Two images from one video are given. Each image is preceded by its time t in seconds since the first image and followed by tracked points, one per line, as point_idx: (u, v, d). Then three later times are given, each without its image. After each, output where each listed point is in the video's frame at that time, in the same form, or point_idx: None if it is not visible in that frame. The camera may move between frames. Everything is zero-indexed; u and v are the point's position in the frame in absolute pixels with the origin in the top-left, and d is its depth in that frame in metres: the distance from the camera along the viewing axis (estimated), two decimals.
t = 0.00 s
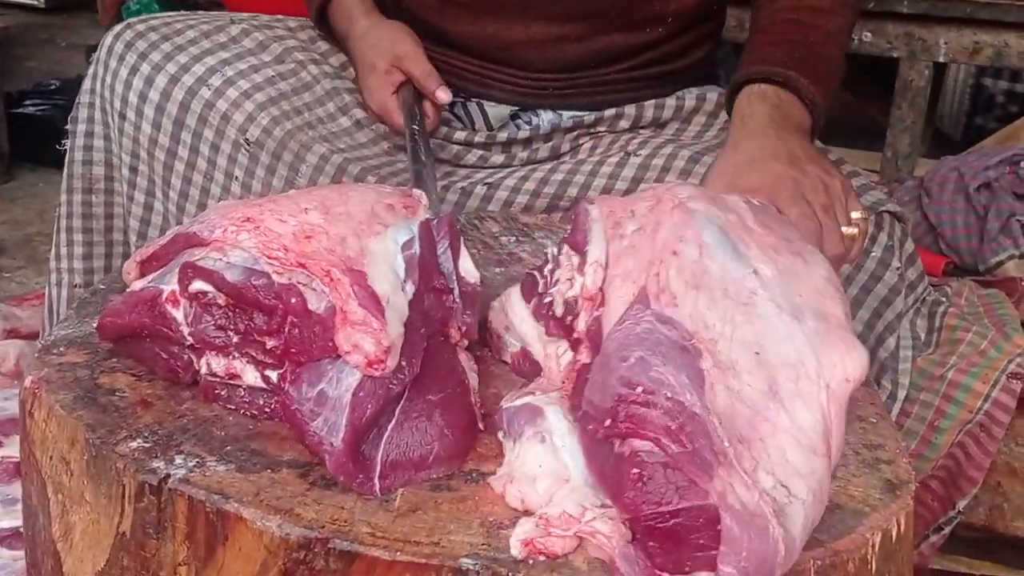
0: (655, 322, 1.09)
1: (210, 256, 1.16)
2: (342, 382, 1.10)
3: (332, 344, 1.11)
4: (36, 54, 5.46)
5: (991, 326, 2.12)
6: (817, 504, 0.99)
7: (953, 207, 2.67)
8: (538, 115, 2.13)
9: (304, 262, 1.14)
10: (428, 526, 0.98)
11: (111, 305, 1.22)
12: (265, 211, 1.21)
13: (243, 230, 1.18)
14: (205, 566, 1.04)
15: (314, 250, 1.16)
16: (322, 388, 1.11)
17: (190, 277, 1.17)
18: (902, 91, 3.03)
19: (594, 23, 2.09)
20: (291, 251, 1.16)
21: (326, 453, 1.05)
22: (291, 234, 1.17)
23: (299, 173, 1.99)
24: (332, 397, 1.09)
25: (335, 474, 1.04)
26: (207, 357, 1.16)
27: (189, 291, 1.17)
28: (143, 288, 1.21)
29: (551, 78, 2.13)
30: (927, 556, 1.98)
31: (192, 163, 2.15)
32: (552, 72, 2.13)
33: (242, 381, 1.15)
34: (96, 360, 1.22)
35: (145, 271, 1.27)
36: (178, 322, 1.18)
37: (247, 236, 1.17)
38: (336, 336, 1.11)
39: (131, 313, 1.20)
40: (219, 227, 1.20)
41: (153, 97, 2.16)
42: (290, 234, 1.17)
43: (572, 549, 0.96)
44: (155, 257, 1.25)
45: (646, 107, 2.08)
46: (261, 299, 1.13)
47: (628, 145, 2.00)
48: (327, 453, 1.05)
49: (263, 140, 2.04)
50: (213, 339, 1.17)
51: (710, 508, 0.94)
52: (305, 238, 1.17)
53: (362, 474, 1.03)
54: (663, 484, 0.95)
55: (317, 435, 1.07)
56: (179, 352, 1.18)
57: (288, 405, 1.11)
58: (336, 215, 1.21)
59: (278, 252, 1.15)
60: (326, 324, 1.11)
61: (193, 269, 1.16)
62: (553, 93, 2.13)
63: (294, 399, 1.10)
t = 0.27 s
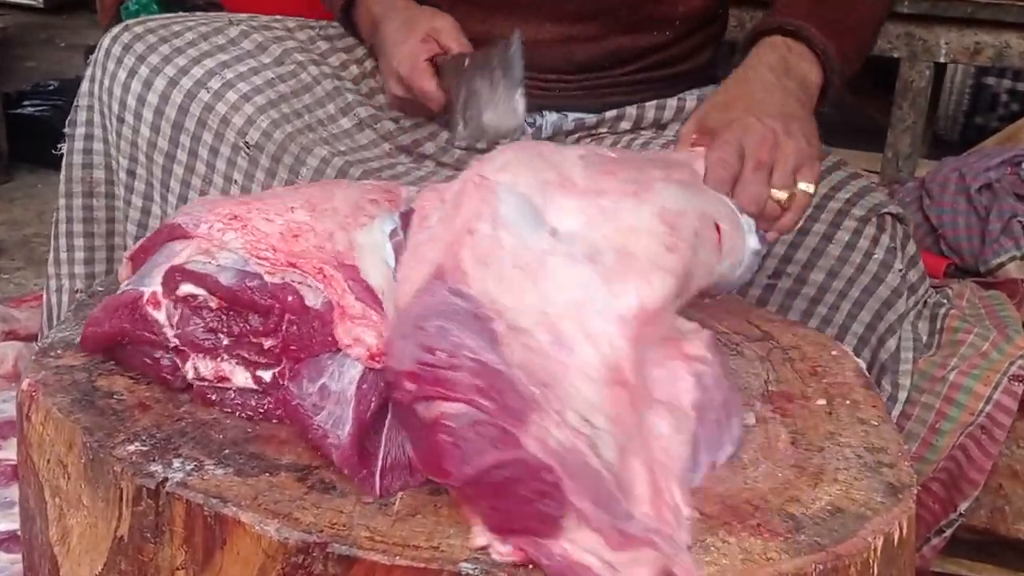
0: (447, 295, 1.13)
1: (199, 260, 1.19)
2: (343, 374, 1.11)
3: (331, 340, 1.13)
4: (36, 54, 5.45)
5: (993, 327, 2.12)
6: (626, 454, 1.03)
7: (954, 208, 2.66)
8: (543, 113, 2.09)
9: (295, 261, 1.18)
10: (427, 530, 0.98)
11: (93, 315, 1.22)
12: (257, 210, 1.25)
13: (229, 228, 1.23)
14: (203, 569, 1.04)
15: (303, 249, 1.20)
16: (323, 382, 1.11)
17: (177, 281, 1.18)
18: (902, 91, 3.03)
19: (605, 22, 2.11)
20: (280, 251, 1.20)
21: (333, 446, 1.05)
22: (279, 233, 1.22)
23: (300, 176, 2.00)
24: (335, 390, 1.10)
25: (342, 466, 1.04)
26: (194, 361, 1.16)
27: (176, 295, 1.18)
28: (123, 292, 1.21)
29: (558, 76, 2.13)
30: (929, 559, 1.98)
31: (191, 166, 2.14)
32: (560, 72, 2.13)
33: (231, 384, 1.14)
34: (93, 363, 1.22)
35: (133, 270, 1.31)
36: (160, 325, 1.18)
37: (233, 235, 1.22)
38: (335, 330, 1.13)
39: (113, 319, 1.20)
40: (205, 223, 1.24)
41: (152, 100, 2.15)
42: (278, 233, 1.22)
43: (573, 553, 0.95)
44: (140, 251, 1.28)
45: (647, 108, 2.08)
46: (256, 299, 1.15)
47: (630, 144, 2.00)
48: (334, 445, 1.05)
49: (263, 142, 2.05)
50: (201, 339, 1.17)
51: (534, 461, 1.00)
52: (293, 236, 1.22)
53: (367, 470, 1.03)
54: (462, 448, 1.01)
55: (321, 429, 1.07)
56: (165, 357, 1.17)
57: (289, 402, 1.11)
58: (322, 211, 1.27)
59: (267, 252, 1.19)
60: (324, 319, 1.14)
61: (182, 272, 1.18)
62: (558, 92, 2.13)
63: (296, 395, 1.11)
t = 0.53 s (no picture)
0: (465, 187, 1.20)
1: (228, 215, 1.23)
2: (371, 267, 1.17)
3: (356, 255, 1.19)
4: (36, 54, 5.45)
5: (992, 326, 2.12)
6: (564, 352, 1.10)
7: (953, 207, 2.67)
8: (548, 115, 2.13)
9: (313, 188, 1.28)
10: (426, 529, 0.98)
11: (111, 306, 1.22)
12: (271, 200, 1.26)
13: (245, 182, 1.30)
14: (201, 568, 1.04)
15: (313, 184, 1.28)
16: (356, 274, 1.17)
17: (201, 250, 1.20)
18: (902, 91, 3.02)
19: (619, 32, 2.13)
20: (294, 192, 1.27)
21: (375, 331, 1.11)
22: (292, 178, 1.30)
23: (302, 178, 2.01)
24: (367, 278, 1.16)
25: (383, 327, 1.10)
26: (223, 334, 1.19)
27: (203, 267, 1.20)
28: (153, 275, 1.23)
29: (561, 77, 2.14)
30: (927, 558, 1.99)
31: (193, 167, 2.16)
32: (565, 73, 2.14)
33: (260, 352, 1.18)
34: (92, 362, 1.22)
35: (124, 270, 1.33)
36: (194, 296, 1.20)
37: (250, 186, 1.29)
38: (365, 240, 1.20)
39: (140, 303, 1.21)
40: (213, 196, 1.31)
41: (153, 101, 2.15)
42: (290, 179, 1.30)
43: (571, 552, 0.95)
44: (140, 248, 1.31)
45: (649, 108, 2.10)
46: (277, 230, 1.19)
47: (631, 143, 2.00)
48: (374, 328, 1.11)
49: (265, 144, 2.05)
50: (230, 311, 1.18)
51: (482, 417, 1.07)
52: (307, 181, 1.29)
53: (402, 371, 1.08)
54: (415, 310, 1.10)
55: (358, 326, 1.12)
56: (189, 342, 1.19)
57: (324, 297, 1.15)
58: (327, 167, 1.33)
59: (282, 195, 1.27)
60: (352, 227, 1.21)
61: (205, 239, 1.20)
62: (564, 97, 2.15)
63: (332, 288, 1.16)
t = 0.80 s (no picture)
0: (497, 267, 1.13)
1: (207, 249, 1.18)
2: (364, 354, 1.11)
3: (343, 327, 1.12)
4: (33, 51, 5.44)
5: (989, 322, 2.12)
6: (620, 433, 1.03)
7: (951, 204, 2.67)
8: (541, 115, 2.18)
9: (302, 249, 1.18)
10: (423, 523, 0.98)
11: (99, 308, 1.21)
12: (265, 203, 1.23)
13: (236, 218, 1.22)
14: (199, 563, 1.04)
15: (309, 236, 1.20)
16: (341, 364, 1.11)
17: (184, 275, 1.17)
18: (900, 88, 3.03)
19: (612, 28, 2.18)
20: (287, 240, 1.19)
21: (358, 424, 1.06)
22: (285, 223, 1.21)
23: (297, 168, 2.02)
24: (357, 370, 1.10)
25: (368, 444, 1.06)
26: (206, 352, 1.17)
27: (184, 291, 1.17)
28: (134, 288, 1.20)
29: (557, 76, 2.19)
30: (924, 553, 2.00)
31: (189, 158, 2.14)
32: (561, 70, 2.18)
33: (241, 374, 1.16)
34: (89, 357, 1.22)
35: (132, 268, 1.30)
36: (174, 320, 1.18)
37: (241, 224, 1.21)
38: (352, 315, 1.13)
39: (123, 314, 1.18)
40: (211, 219, 1.23)
41: (150, 91, 2.14)
42: (284, 223, 1.21)
43: (568, 546, 0.95)
44: (145, 251, 1.26)
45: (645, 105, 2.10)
46: (264, 287, 1.14)
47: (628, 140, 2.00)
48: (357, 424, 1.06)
49: (260, 136, 2.05)
50: (214, 335, 1.17)
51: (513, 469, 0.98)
52: (299, 225, 1.22)
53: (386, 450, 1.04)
54: (434, 414, 1.00)
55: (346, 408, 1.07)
56: (175, 352, 1.17)
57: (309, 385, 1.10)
58: (327, 201, 1.27)
59: (274, 241, 1.18)
60: (334, 308, 1.13)
61: (188, 266, 1.16)
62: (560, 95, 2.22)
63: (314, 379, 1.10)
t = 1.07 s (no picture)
0: (565, 261, 1.16)
1: (220, 244, 1.17)
2: (368, 359, 1.12)
3: (352, 324, 1.13)
4: (32, 50, 5.45)
5: (989, 319, 2.13)
6: (653, 451, 1.04)
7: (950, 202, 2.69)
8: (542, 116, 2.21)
9: (318, 246, 1.17)
10: (425, 519, 0.98)
11: (113, 301, 1.20)
12: (271, 197, 1.23)
13: (252, 214, 1.20)
14: (202, 559, 1.04)
15: (325, 235, 1.18)
16: (345, 367, 1.12)
17: (200, 267, 1.17)
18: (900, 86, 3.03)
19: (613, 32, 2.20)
20: (302, 236, 1.17)
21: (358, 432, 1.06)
22: (301, 220, 1.20)
23: (297, 168, 2.03)
24: (359, 373, 1.11)
25: (363, 450, 1.06)
26: (214, 346, 1.17)
27: (200, 282, 1.18)
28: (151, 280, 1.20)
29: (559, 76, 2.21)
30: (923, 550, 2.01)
31: (189, 158, 2.14)
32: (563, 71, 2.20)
33: (248, 369, 1.16)
34: (93, 355, 1.22)
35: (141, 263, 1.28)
36: (186, 312, 1.18)
37: (256, 220, 1.19)
38: (359, 315, 1.13)
39: (137, 305, 1.19)
40: (226, 215, 1.22)
41: (150, 91, 2.14)
42: (300, 220, 1.19)
43: (570, 542, 0.96)
44: (156, 248, 1.25)
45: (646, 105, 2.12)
46: (277, 284, 1.14)
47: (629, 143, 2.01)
48: (358, 431, 1.06)
49: (260, 135, 2.06)
50: (225, 328, 1.18)
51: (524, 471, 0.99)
52: (315, 222, 1.20)
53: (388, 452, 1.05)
54: (472, 401, 1.01)
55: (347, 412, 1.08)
56: (185, 345, 1.18)
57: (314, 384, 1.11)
58: (342, 200, 1.24)
59: (289, 237, 1.17)
60: (344, 304, 1.13)
61: (204, 258, 1.17)
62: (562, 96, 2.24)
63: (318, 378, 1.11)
